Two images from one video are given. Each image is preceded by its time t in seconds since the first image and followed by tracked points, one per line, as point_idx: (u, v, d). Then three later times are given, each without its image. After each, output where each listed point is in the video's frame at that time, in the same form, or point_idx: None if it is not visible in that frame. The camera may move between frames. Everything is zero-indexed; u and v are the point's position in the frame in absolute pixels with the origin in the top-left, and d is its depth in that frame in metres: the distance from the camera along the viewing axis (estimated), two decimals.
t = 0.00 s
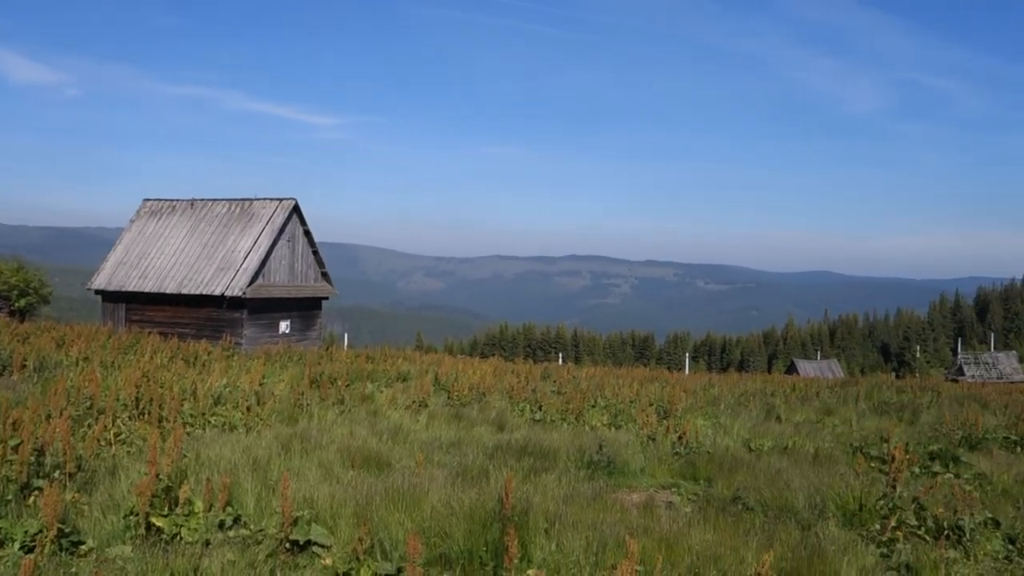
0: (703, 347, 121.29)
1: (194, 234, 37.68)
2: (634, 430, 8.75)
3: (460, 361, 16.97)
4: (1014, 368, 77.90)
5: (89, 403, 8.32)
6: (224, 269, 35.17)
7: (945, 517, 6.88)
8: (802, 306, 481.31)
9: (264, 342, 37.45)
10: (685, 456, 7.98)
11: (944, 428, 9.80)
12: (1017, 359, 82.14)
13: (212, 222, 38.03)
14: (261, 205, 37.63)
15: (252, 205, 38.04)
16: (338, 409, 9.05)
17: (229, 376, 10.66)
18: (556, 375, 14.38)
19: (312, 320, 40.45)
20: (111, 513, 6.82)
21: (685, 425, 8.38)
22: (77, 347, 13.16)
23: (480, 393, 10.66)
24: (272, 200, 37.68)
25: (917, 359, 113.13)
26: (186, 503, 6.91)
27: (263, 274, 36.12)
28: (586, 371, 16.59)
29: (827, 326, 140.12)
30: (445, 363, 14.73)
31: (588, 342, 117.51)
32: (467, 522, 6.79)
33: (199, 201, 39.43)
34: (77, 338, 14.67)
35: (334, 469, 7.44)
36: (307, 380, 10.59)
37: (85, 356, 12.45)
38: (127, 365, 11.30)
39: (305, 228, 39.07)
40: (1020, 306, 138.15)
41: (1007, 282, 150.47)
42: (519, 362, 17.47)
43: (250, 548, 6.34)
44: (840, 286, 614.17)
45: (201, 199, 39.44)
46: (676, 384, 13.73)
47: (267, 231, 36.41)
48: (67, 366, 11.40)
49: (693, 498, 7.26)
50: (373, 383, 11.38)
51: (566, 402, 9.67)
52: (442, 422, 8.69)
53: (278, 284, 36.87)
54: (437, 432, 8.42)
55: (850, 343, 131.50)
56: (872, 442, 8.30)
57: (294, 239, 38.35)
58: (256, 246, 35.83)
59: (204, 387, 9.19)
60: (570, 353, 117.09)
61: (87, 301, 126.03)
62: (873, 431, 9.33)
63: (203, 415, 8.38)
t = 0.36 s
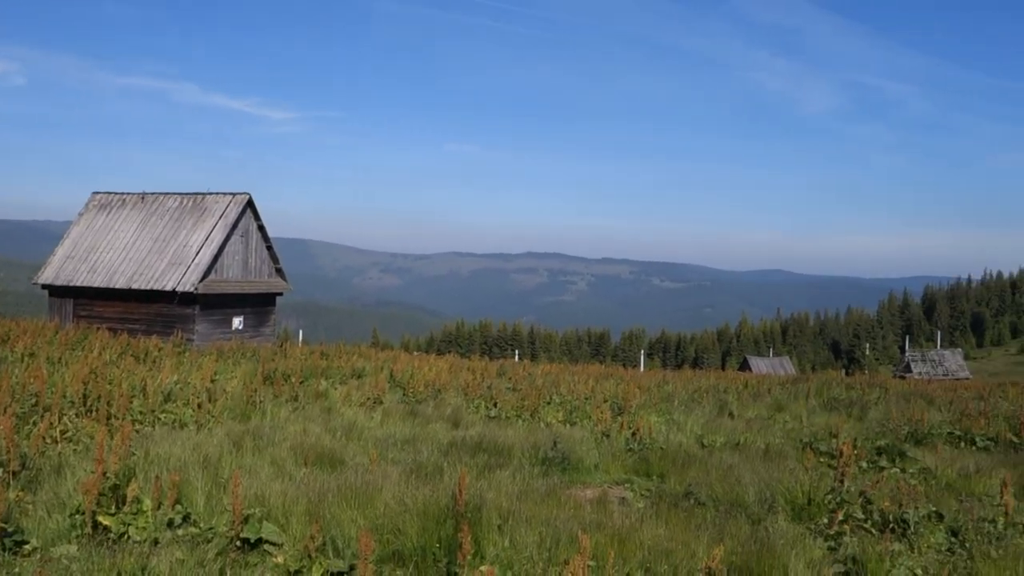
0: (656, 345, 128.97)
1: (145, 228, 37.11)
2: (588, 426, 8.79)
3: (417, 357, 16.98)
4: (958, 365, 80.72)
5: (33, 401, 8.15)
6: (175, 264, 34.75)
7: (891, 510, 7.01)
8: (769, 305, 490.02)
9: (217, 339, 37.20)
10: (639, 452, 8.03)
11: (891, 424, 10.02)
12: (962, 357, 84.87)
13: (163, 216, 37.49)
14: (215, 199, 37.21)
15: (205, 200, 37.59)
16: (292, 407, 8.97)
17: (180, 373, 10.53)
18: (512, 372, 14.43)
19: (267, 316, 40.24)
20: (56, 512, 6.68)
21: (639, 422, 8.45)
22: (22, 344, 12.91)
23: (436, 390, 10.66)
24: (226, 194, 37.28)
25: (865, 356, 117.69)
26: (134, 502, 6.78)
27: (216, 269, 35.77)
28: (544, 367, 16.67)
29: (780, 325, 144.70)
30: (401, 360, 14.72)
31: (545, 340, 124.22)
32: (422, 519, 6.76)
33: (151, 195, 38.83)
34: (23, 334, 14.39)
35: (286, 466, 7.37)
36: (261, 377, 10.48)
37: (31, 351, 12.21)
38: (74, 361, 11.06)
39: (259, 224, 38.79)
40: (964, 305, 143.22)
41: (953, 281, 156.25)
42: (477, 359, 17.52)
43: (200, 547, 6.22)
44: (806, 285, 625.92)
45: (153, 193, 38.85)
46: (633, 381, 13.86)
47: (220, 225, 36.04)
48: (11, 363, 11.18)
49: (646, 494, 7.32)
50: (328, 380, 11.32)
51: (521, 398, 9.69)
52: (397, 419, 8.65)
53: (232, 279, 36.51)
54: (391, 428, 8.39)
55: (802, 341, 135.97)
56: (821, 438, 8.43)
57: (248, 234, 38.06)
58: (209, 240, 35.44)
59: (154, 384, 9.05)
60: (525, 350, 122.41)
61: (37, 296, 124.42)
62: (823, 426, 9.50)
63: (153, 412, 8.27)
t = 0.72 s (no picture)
0: (615, 344, 132.36)
1: (97, 225, 36.48)
2: (546, 425, 8.80)
3: (375, 356, 16.89)
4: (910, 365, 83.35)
5: None
6: (129, 261, 34.29)
7: (842, 507, 7.11)
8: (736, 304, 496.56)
9: (171, 337, 36.82)
10: (596, 450, 8.06)
11: (845, 422, 10.19)
12: (911, 355, 87.36)
13: (116, 212, 36.89)
14: (169, 195, 36.75)
15: (159, 196, 37.08)
16: (248, 407, 8.87)
17: (132, 372, 10.37)
18: (470, 371, 14.43)
19: (222, 314, 39.92)
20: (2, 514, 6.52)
21: (597, 421, 8.48)
22: None
23: (393, 389, 10.62)
24: (180, 190, 36.83)
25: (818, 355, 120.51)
26: (84, 503, 6.64)
27: (170, 266, 35.37)
28: (503, 365, 16.67)
29: (737, 323, 147.42)
30: (359, 359, 14.63)
31: (503, 338, 125.69)
32: (377, 519, 6.71)
33: (103, 191, 38.15)
34: None
35: (240, 466, 7.30)
36: (216, 377, 10.35)
37: None
38: (22, 361, 10.84)
39: (214, 220, 38.44)
40: (915, 305, 146.18)
41: (904, 281, 159.52)
42: (435, 358, 17.48)
43: (150, 548, 6.10)
44: (774, 284, 634.43)
45: (105, 188, 38.18)
46: (591, 379, 13.91)
47: (174, 222, 35.62)
48: None
49: (603, 492, 7.35)
50: (284, 378, 11.23)
51: (479, 397, 9.67)
52: (354, 418, 8.61)
53: (186, 277, 36.11)
54: (348, 427, 8.35)
55: (758, 340, 138.72)
56: (775, 436, 8.54)
57: (203, 230, 37.70)
58: (163, 237, 35.02)
59: (106, 384, 8.90)
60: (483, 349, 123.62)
61: None
62: (777, 424, 9.63)
63: (104, 412, 8.12)
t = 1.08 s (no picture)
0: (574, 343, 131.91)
1: (47, 224, 35.76)
2: (505, 424, 8.79)
3: (334, 355, 16.79)
4: (863, 361, 85.26)
5: None
6: (80, 261, 33.69)
7: (797, 503, 7.19)
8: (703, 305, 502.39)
9: (124, 337, 36.31)
10: (554, 449, 8.08)
11: (800, 418, 10.36)
12: (864, 353, 89.13)
13: (67, 211, 36.21)
14: (122, 194, 36.23)
15: (111, 194, 36.56)
16: (203, 409, 8.75)
17: (83, 374, 10.17)
18: (429, 371, 14.40)
19: (176, 315, 39.45)
20: None
21: (556, 420, 8.49)
22: None
23: (352, 389, 10.56)
24: (134, 189, 36.35)
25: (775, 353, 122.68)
26: (31, 508, 6.46)
27: (123, 266, 34.84)
28: (462, 365, 16.66)
29: (695, 322, 149.05)
30: (317, 359, 14.52)
31: (463, 338, 124.21)
32: (334, 520, 6.65)
33: (53, 189, 37.43)
34: None
35: (195, 469, 7.20)
36: (170, 378, 10.20)
37: None
38: None
39: (169, 219, 38.04)
40: (868, 304, 149.29)
41: (858, 280, 162.48)
42: (394, 358, 17.43)
43: (100, 554, 5.95)
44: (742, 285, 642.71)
45: (55, 186, 37.46)
46: (551, 378, 13.97)
47: (128, 221, 35.11)
48: None
49: (561, 490, 7.37)
50: (240, 380, 11.10)
51: (438, 396, 9.65)
52: (311, 418, 8.54)
53: (140, 277, 35.65)
54: (304, 428, 8.29)
55: (716, 339, 140.57)
56: (732, 433, 8.62)
57: (157, 229, 37.29)
58: (116, 237, 34.46)
59: (55, 387, 8.71)
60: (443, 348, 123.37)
61: None
62: (733, 421, 9.73)
63: (54, 415, 7.95)
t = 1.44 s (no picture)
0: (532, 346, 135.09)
1: None
2: (463, 426, 8.78)
3: (292, 358, 16.65)
4: (817, 360, 83.88)
5: None
6: (28, 264, 32.85)
7: (752, 500, 7.27)
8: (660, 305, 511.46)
9: (74, 342, 35.57)
10: (513, 450, 8.09)
11: (755, 417, 10.50)
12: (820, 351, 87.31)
13: (15, 214, 35.37)
14: (72, 196, 35.62)
15: (61, 196, 35.93)
16: (156, 414, 8.63)
17: (32, 380, 9.97)
18: (388, 373, 14.34)
19: (129, 318, 38.77)
20: None
21: (514, 421, 8.52)
22: None
23: (309, 392, 10.51)
24: (84, 191, 35.81)
25: (731, 352, 123.55)
26: None
27: (74, 269, 34.13)
28: (420, 367, 16.60)
29: (654, 323, 150.34)
30: (273, 363, 14.39)
31: (421, 340, 125.73)
32: (290, 526, 6.57)
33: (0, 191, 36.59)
34: None
35: (148, 476, 7.09)
36: (123, 383, 10.02)
37: None
38: None
39: (121, 222, 37.58)
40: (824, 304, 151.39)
41: (812, 280, 164.70)
42: (353, 360, 17.35)
43: (48, 564, 5.79)
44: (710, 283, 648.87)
45: (2, 189, 36.64)
46: (509, 379, 13.99)
47: (78, 224, 34.44)
48: None
49: (518, 493, 7.37)
50: (194, 385, 10.98)
51: (396, 398, 9.63)
52: (268, 422, 8.48)
53: (91, 280, 35.02)
54: (260, 432, 8.22)
55: (673, 338, 141.25)
56: (689, 432, 8.70)
57: (108, 232, 36.81)
58: (66, 239, 33.69)
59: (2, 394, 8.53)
60: (402, 351, 123.82)
61: None
62: (690, 421, 9.83)
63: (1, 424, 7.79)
